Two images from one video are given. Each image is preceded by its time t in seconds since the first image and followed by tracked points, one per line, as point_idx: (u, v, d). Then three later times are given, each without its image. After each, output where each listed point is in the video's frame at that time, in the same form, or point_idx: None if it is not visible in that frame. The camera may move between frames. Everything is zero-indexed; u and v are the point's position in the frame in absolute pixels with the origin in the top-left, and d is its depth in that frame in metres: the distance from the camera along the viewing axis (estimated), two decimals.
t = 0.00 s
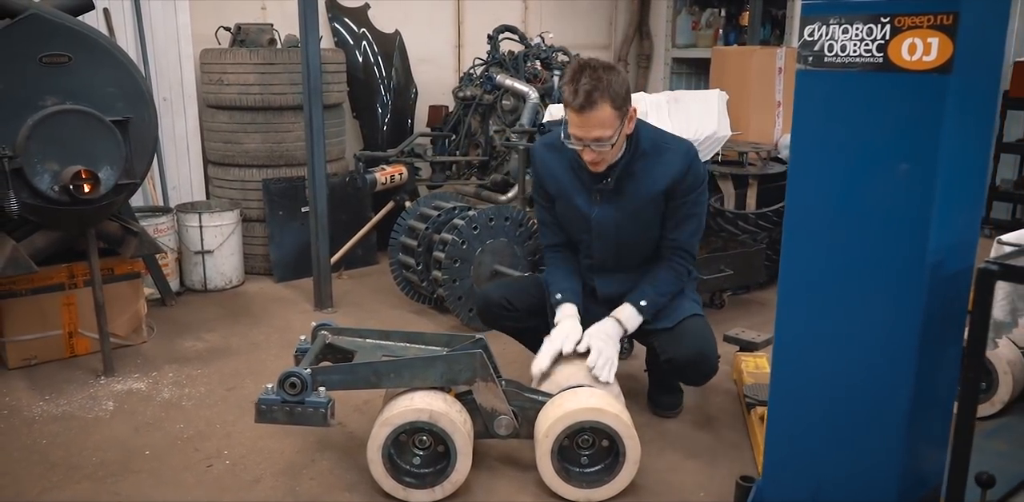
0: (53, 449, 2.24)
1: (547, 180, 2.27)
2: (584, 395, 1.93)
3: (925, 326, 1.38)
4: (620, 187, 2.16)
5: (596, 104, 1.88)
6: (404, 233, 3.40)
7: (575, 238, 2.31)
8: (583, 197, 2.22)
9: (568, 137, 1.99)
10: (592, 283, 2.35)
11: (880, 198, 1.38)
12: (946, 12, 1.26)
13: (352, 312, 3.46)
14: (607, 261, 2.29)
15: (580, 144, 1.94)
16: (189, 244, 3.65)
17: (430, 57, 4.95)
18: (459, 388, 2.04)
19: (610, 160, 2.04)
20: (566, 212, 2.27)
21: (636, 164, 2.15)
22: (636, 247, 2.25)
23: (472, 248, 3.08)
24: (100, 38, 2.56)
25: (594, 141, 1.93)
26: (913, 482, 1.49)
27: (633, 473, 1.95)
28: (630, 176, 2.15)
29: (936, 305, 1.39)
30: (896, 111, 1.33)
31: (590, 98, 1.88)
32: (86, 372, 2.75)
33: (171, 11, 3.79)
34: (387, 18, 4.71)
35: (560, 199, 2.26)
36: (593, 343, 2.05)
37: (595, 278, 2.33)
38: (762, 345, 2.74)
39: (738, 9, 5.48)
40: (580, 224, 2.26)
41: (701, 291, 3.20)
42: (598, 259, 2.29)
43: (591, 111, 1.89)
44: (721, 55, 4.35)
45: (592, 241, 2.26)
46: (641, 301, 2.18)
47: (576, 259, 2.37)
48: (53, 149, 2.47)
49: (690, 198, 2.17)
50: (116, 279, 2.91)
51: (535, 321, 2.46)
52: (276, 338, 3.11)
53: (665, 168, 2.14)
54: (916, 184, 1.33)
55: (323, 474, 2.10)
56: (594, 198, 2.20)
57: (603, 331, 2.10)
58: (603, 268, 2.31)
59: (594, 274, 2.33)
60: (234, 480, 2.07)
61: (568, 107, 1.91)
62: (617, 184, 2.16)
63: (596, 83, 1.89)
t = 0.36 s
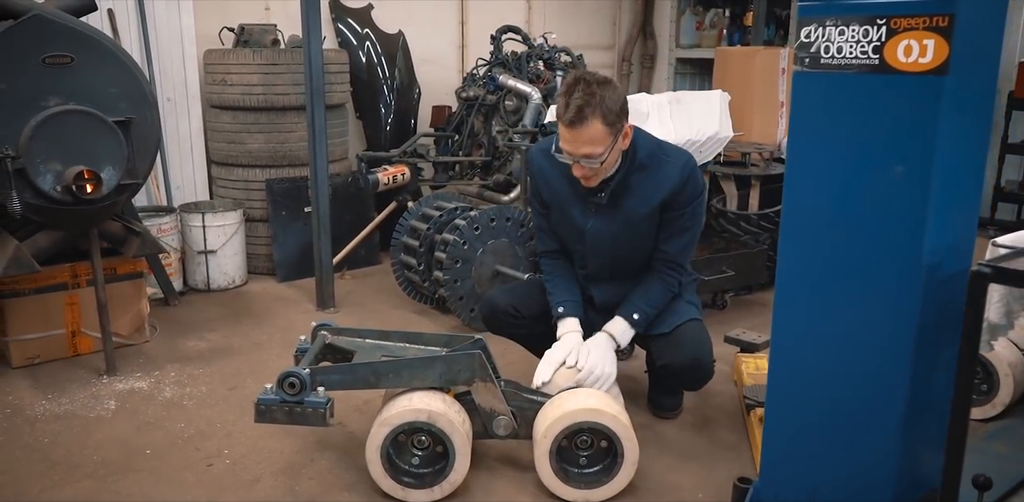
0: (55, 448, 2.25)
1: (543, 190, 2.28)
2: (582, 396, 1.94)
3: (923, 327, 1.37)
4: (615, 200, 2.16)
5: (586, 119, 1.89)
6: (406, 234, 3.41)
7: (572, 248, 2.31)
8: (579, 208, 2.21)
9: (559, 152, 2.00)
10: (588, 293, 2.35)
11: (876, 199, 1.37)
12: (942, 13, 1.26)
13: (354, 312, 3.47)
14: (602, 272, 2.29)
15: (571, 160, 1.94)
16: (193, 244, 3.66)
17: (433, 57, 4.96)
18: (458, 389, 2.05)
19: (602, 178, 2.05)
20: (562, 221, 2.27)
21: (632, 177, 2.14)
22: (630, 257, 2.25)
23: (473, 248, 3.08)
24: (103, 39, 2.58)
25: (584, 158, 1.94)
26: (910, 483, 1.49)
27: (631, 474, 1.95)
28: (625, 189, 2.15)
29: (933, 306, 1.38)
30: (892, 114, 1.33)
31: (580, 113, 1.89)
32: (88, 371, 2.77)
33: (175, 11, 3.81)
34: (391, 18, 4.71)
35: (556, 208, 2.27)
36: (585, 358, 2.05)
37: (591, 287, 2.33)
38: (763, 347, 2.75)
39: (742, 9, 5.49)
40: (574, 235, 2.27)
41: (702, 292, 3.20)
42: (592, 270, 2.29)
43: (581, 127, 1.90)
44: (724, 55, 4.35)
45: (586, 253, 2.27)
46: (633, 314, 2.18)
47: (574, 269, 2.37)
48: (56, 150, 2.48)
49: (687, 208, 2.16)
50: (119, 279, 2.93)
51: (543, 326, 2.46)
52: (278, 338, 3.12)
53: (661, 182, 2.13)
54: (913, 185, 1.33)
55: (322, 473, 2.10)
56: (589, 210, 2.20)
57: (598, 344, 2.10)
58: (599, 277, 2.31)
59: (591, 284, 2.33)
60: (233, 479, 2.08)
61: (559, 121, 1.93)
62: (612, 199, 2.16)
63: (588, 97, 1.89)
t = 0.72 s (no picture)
0: (59, 445, 2.27)
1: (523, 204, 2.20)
2: (577, 396, 1.94)
3: (921, 328, 1.37)
4: (596, 210, 2.08)
5: (552, 154, 1.79)
6: (410, 233, 3.42)
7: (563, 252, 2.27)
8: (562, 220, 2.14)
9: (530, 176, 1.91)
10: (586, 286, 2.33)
11: (875, 199, 1.37)
12: (940, 13, 1.26)
13: (358, 311, 3.48)
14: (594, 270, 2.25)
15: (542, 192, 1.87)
16: (198, 243, 3.67)
17: (439, 57, 4.97)
18: (456, 388, 2.05)
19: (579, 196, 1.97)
20: (548, 230, 2.21)
21: (608, 185, 2.04)
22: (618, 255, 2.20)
23: (477, 248, 3.09)
24: (108, 39, 2.59)
25: (556, 186, 1.86)
26: (908, 485, 1.49)
27: (630, 471, 1.95)
28: (602, 199, 2.06)
29: (932, 306, 1.38)
30: (891, 114, 1.33)
31: (545, 150, 1.79)
32: (93, 369, 2.78)
33: (181, 12, 3.82)
34: (396, 18, 4.72)
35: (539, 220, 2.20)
36: (600, 364, 2.05)
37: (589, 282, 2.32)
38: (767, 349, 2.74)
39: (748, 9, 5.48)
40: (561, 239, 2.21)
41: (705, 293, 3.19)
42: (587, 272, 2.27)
43: (548, 162, 1.81)
44: (729, 55, 4.33)
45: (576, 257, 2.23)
46: (635, 320, 2.15)
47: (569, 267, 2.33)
48: (62, 149, 2.50)
49: (671, 206, 2.07)
50: (124, 277, 2.95)
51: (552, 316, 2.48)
52: (281, 336, 3.13)
53: (640, 188, 2.03)
54: (911, 185, 1.33)
55: (323, 471, 2.11)
56: (571, 221, 2.13)
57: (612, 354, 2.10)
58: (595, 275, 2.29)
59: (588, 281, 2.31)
60: (235, 477, 2.09)
61: (525, 150, 1.82)
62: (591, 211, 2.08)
63: (550, 132, 1.78)
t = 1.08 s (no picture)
0: (64, 443, 2.28)
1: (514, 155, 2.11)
2: (568, 396, 1.95)
3: (922, 328, 1.36)
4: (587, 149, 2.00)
5: (532, 81, 1.65)
6: (414, 233, 3.42)
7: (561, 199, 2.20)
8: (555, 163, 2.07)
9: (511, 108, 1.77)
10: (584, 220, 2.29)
11: (875, 199, 1.37)
12: (941, 13, 1.25)
13: (362, 310, 3.48)
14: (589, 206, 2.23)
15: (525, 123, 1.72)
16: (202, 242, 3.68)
17: (444, 57, 4.97)
18: (452, 387, 2.06)
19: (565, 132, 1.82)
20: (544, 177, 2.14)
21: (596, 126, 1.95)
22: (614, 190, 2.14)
23: (480, 248, 3.09)
24: (113, 39, 2.61)
25: (539, 117, 1.71)
26: (909, 486, 1.48)
27: (626, 468, 1.95)
28: (591, 140, 1.98)
29: (933, 306, 1.38)
30: (891, 114, 1.33)
31: (524, 80, 1.65)
32: (98, 367, 2.80)
33: (187, 11, 3.84)
34: (402, 18, 4.72)
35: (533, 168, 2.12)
36: (594, 349, 1.99)
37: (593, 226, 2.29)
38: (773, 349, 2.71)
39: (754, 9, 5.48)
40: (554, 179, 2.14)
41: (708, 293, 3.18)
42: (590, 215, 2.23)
43: (528, 90, 1.66)
44: (734, 54, 4.34)
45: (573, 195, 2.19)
46: (625, 278, 2.05)
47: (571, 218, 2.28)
48: (67, 148, 2.51)
49: (662, 140, 2.00)
50: (129, 276, 2.96)
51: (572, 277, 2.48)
52: (285, 335, 3.14)
53: (629, 124, 1.96)
54: (912, 185, 1.33)
55: (324, 470, 2.12)
56: (562, 162, 2.07)
57: (604, 326, 2.04)
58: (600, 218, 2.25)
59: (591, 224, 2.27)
60: (236, 475, 2.10)
61: (507, 87, 1.68)
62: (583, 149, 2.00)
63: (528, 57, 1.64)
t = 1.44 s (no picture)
0: (68, 442, 2.29)
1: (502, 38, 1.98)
2: (570, 399, 1.96)
3: (923, 333, 1.36)
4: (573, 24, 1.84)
5: None
6: (418, 234, 3.42)
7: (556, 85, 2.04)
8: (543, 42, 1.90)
9: None
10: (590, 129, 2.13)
11: (876, 201, 1.37)
12: (943, 16, 1.24)
13: (366, 311, 3.49)
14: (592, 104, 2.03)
15: None
16: (208, 243, 3.69)
17: (450, 57, 4.97)
18: (454, 389, 2.06)
19: None
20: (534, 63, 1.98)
21: None
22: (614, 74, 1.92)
23: (484, 249, 3.09)
24: (118, 40, 2.62)
25: None
26: (910, 491, 1.48)
27: (629, 470, 1.95)
28: (579, 6, 1.81)
29: (934, 311, 1.37)
30: (893, 117, 1.32)
31: None
32: (103, 367, 2.81)
33: (192, 12, 3.85)
34: (407, 19, 4.73)
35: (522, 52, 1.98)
36: (664, 224, 1.86)
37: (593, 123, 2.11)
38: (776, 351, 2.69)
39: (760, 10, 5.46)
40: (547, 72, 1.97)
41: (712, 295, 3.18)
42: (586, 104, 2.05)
43: None
44: (739, 55, 4.32)
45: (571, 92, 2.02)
46: (677, 151, 1.88)
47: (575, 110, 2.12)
48: (72, 149, 2.52)
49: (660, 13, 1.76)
50: (134, 277, 2.97)
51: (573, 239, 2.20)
52: (289, 336, 3.15)
53: None
54: (913, 188, 1.32)
55: (326, 472, 2.12)
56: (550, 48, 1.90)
57: (668, 199, 1.88)
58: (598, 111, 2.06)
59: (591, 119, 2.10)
60: (239, 476, 2.10)
61: None
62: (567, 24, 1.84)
63: None
